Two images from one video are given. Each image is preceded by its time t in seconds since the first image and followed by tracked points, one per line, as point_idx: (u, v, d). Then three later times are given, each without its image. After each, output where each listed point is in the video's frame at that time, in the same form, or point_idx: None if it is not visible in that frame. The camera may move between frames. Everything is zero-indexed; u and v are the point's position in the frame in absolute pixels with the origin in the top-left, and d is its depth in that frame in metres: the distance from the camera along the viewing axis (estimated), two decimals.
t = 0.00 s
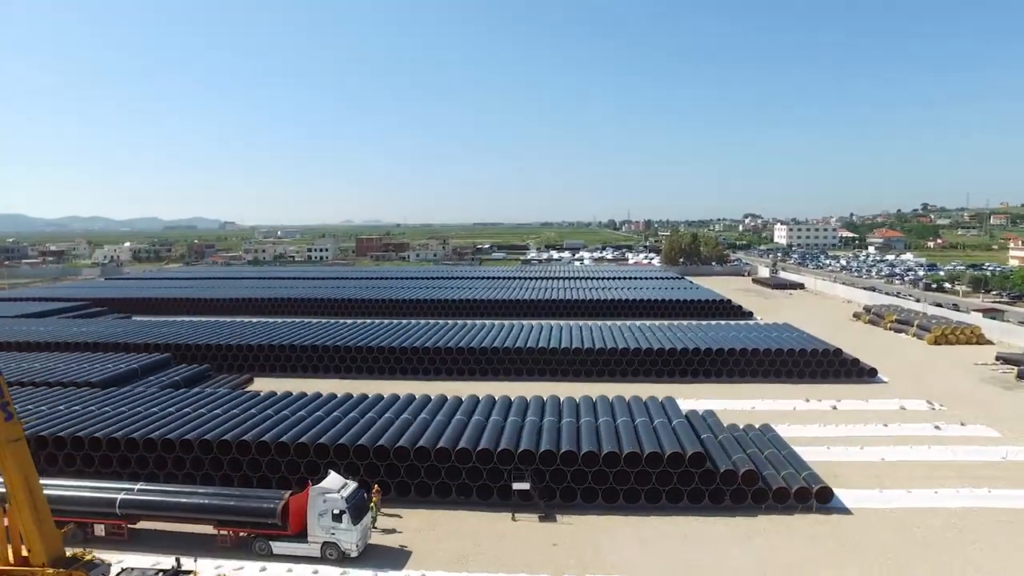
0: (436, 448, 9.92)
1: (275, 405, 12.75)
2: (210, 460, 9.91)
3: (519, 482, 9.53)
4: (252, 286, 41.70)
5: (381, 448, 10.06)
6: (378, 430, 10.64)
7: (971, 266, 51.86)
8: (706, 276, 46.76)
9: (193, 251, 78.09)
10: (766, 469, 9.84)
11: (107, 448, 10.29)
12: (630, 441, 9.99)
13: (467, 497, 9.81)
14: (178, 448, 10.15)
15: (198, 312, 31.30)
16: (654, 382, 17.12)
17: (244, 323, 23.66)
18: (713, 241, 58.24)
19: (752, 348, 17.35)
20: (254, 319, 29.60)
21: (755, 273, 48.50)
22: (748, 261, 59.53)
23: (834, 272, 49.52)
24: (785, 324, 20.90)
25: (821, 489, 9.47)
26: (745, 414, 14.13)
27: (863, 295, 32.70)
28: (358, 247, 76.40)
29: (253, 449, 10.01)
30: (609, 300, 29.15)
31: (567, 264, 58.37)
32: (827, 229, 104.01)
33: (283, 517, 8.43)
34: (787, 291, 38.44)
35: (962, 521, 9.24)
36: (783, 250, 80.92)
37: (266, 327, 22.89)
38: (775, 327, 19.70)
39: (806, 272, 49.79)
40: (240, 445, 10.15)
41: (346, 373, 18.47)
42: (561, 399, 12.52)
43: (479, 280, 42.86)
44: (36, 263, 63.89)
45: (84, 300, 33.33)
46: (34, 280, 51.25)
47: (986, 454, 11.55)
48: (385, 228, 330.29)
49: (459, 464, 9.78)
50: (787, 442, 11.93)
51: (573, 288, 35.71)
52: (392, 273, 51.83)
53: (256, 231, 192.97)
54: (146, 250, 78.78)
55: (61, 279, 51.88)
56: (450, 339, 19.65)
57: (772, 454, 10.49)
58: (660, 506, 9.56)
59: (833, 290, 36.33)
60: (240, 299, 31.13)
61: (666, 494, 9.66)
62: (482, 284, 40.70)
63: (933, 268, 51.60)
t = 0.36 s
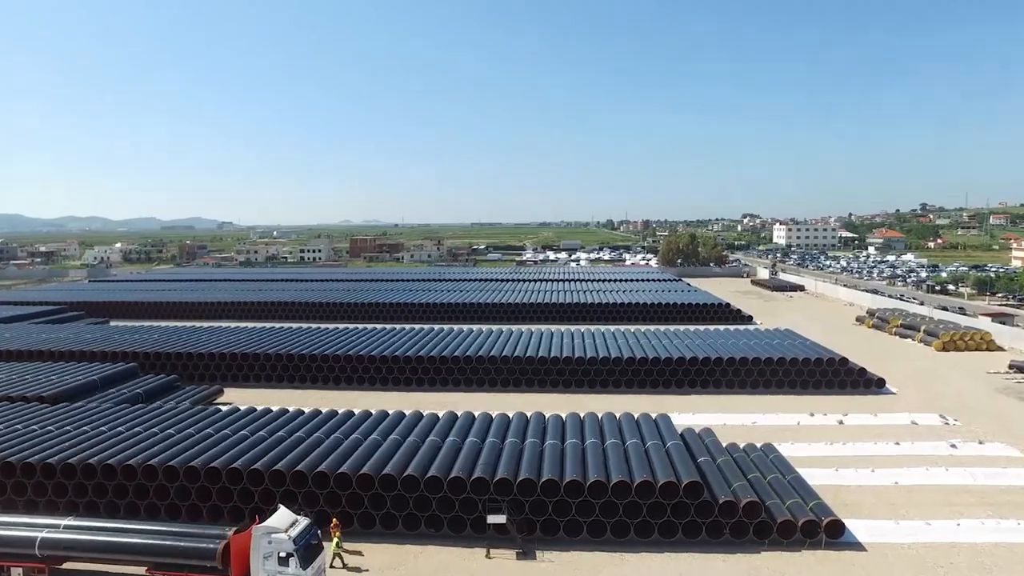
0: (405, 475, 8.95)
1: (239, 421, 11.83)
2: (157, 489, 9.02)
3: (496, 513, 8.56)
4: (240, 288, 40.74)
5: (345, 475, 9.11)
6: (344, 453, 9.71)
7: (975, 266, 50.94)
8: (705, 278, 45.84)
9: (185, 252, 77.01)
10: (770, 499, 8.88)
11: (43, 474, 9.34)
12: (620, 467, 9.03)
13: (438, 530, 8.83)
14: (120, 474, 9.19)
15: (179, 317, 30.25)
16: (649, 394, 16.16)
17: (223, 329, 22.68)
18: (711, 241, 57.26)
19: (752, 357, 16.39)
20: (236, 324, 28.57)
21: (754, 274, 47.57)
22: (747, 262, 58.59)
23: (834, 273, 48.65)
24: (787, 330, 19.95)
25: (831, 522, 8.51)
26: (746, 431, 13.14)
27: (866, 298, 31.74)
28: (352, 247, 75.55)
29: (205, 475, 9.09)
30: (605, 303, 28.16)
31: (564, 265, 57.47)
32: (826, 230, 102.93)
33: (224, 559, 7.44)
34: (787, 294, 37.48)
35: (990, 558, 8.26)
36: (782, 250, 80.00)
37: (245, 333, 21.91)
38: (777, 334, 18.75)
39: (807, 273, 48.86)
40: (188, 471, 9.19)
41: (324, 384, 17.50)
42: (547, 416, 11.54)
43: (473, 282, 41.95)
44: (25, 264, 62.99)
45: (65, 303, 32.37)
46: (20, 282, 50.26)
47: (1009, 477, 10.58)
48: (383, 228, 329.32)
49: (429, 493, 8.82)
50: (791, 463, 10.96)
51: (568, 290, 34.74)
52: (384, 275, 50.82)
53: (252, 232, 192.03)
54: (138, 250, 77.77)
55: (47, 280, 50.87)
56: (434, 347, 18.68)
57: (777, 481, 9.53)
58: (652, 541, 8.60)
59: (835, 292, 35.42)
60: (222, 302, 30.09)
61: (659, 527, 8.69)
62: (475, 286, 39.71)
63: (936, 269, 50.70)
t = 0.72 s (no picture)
0: (365, 508, 7.98)
1: (194, 440, 10.85)
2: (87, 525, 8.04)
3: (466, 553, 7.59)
4: (227, 290, 39.77)
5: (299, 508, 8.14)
6: (300, 481, 8.75)
7: (978, 267, 50.02)
8: (703, 280, 44.89)
9: (177, 252, 76.00)
10: (775, 535, 7.90)
11: None
12: (606, 499, 8.06)
13: (402, 570, 7.86)
14: (47, 507, 8.21)
15: (159, 320, 29.22)
16: (643, 406, 15.18)
17: (198, 334, 21.70)
18: (710, 241, 56.33)
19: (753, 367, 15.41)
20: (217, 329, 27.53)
21: (753, 276, 46.63)
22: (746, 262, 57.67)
23: (835, 274, 47.75)
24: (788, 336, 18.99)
25: (845, 564, 7.53)
26: (747, 450, 12.17)
27: (869, 300, 30.81)
28: (346, 248, 74.64)
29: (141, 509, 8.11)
30: (601, 306, 27.17)
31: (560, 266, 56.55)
32: (826, 230, 101.96)
33: None
34: (788, 295, 36.54)
35: None
36: (783, 250, 79.08)
37: (222, 339, 20.95)
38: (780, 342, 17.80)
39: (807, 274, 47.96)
40: (123, 503, 8.18)
41: (298, 395, 16.53)
42: (529, 438, 10.58)
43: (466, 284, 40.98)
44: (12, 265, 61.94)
45: (42, 306, 31.36)
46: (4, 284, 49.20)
47: None
48: (380, 228, 328.18)
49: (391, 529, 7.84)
50: (797, 490, 9.99)
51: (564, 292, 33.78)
52: (376, 275, 49.85)
53: (249, 232, 190.99)
54: (130, 250, 76.75)
55: (33, 282, 49.85)
56: (417, 355, 17.70)
57: (781, 513, 8.56)
58: None
59: (836, 295, 34.48)
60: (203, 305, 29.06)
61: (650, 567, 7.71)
62: (468, 288, 38.77)
63: (938, 269, 49.87)
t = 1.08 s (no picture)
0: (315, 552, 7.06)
1: (141, 461, 9.89)
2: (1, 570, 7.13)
3: None
4: (212, 293, 38.79)
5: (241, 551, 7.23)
6: (247, 517, 7.84)
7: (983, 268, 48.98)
8: (702, 281, 43.89)
9: (169, 253, 74.97)
10: None
11: None
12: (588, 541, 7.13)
13: None
14: None
15: (139, 324, 28.23)
16: (636, 420, 14.22)
17: (172, 340, 20.74)
18: (709, 241, 55.32)
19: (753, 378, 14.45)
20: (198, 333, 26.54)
21: (754, 277, 45.62)
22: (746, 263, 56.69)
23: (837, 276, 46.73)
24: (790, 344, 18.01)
25: None
26: (748, 472, 11.21)
27: (873, 303, 29.82)
28: (340, 248, 73.71)
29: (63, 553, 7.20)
30: (596, 310, 26.20)
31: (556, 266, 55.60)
32: (827, 230, 100.90)
33: None
34: (789, 298, 35.55)
35: None
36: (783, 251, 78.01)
37: (197, 345, 20.01)
38: (783, 351, 16.81)
39: (809, 275, 46.94)
40: (43, 545, 7.37)
41: (270, 408, 15.59)
42: (510, 463, 9.65)
43: (458, 286, 40.00)
44: None
45: (19, 309, 30.37)
46: None
47: None
48: (379, 228, 327.42)
49: None
50: (803, 521, 9.05)
51: (559, 295, 32.80)
52: (369, 277, 48.84)
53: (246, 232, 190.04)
54: (121, 250, 75.81)
55: (19, 283, 48.90)
56: (399, 365, 16.73)
57: (788, 552, 7.61)
58: None
59: (839, 297, 33.48)
60: (184, 308, 28.07)
61: None
62: (462, 290, 37.80)
63: (941, 271, 48.94)
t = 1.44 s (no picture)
0: None
1: (78, 487, 8.90)
2: None
3: None
4: (197, 294, 37.82)
5: None
6: (182, 560, 6.86)
7: (989, 270, 47.93)
8: (702, 283, 42.93)
9: (161, 254, 73.98)
10: None
11: None
12: None
13: None
14: None
15: (119, 328, 27.26)
16: (631, 436, 13.23)
17: (143, 347, 19.74)
18: (709, 242, 54.29)
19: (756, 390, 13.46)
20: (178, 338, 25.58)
21: (755, 279, 44.65)
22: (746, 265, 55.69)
23: (840, 278, 45.77)
24: (795, 352, 17.04)
25: None
26: (752, 500, 10.24)
27: (879, 307, 28.79)
28: (335, 249, 72.83)
29: None
30: (591, 314, 25.21)
31: (553, 267, 54.61)
32: (828, 230, 99.82)
33: None
34: (791, 301, 34.54)
35: None
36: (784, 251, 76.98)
37: (170, 352, 19.06)
38: (789, 360, 15.81)
39: (810, 278, 45.95)
40: None
41: (241, 421, 14.63)
42: (486, 492, 8.69)
43: (451, 288, 38.98)
44: None
45: None
46: None
47: None
48: (378, 228, 326.37)
49: None
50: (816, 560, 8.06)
51: (555, 298, 31.81)
52: (361, 278, 47.79)
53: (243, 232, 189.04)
54: (113, 250, 74.96)
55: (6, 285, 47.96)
56: (380, 375, 15.74)
57: None
58: None
59: (842, 300, 32.50)
60: (165, 312, 27.10)
61: None
62: (455, 292, 36.81)
63: (945, 272, 48.00)
